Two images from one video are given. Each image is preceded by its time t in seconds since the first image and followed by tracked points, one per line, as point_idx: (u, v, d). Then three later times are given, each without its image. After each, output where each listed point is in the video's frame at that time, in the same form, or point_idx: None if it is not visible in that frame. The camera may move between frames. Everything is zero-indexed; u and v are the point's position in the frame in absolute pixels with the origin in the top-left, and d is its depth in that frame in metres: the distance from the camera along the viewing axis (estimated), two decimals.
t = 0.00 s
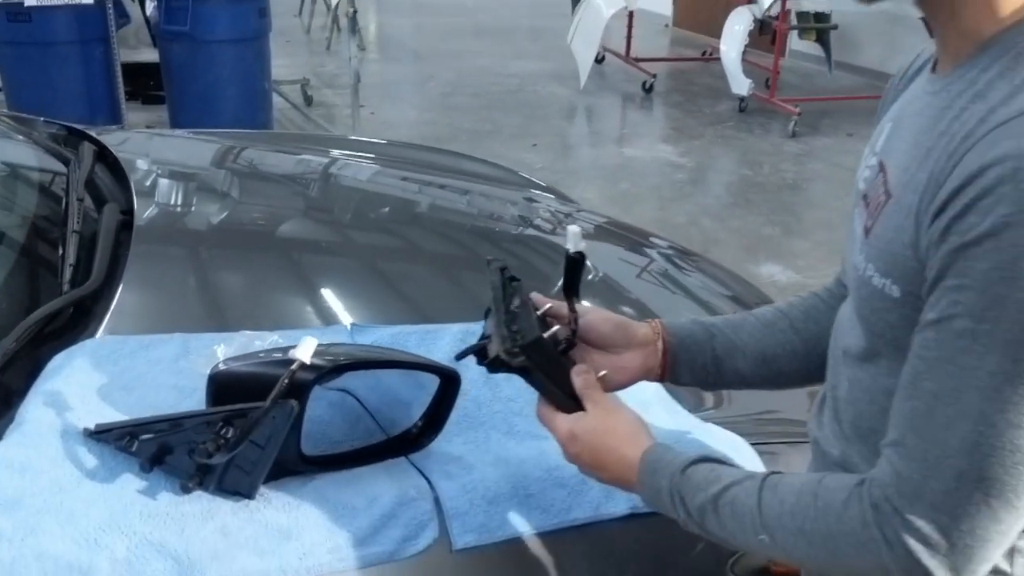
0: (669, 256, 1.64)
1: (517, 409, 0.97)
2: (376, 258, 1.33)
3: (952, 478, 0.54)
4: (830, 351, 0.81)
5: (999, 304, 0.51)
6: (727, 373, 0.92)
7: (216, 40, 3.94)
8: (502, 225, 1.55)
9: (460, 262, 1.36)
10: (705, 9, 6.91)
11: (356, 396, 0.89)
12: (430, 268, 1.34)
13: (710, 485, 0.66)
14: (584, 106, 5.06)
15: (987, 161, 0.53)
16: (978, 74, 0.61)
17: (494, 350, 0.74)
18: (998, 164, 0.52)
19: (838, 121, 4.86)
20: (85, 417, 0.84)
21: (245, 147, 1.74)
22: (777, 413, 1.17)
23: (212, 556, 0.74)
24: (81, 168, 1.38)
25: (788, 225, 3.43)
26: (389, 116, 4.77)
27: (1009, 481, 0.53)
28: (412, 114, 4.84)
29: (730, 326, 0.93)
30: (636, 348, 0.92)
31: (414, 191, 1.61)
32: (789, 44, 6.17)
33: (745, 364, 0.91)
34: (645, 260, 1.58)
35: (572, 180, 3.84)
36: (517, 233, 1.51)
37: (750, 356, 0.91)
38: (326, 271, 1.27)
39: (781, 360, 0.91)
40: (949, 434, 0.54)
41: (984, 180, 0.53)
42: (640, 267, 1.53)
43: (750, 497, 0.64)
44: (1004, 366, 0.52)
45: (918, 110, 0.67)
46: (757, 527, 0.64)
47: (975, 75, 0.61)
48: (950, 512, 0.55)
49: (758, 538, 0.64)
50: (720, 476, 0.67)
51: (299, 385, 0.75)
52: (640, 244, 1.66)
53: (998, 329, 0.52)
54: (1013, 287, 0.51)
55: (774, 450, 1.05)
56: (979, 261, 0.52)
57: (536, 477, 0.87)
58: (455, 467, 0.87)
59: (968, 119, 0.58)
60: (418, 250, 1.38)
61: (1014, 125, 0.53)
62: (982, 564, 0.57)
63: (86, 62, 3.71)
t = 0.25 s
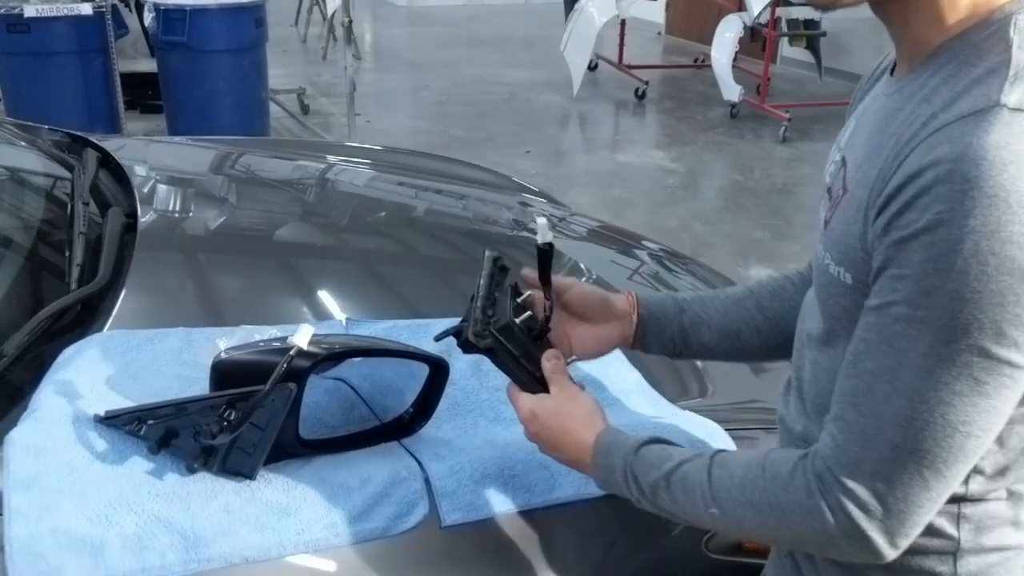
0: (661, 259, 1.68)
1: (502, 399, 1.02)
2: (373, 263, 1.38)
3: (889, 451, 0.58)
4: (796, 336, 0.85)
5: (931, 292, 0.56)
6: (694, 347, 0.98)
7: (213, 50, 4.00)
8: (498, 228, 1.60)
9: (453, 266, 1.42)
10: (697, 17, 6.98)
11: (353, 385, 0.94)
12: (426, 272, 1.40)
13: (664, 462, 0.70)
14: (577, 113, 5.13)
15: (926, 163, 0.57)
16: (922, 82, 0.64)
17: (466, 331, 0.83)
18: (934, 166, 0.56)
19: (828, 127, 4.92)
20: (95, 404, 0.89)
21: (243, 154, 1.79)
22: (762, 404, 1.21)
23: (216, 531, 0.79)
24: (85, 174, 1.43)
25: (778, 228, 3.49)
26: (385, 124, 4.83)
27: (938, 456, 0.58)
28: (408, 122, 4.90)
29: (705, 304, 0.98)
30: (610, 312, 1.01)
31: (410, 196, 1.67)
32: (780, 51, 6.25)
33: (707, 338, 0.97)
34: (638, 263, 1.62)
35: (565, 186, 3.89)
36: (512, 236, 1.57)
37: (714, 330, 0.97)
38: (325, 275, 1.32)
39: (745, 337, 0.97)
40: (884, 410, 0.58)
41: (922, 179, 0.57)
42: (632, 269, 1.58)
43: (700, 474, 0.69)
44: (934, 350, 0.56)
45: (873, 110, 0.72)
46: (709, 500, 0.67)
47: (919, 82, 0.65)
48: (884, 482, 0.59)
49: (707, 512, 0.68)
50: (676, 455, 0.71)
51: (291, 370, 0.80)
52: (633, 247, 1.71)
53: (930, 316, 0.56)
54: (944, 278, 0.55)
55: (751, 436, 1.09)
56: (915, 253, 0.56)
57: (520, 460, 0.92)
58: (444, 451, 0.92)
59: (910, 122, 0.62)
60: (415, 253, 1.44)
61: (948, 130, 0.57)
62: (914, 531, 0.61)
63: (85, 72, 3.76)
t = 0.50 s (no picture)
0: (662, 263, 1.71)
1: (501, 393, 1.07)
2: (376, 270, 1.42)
3: (812, 420, 0.64)
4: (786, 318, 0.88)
5: (874, 276, 0.60)
6: (671, 290, 1.08)
7: (218, 61, 4.06)
8: (500, 233, 1.63)
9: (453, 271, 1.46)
10: (696, 26, 7.05)
11: (358, 377, 1.01)
12: (429, 278, 1.44)
13: (591, 425, 0.76)
14: (578, 122, 5.18)
15: (888, 161, 0.61)
16: (901, 89, 0.68)
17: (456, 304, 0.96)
18: (899, 162, 0.60)
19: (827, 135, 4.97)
20: (115, 398, 0.93)
21: (247, 161, 1.84)
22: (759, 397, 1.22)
23: (231, 516, 0.83)
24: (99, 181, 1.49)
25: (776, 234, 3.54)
26: (388, 134, 4.88)
27: (850, 429, 0.63)
28: (410, 132, 4.96)
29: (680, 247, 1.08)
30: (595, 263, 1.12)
31: (412, 203, 1.71)
32: (779, 60, 6.31)
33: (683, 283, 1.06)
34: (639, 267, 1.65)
35: (566, 194, 3.94)
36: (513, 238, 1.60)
37: (690, 276, 1.06)
38: (327, 281, 1.37)
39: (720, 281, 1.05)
40: (813, 379, 0.63)
41: (885, 174, 0.61)
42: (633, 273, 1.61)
43: (622, 438, 0.74)
44: (867, 331, 0.61)
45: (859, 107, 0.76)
46: (629, 462, 0.73)
47: (898, 89, 0.68)
48: (804, 447, 0.64)
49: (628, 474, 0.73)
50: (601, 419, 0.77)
51: (303, 366, 0.85)
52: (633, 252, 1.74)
53: (870, 298, 0.60)
54: (886, 266, 0.60)
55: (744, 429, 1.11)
56: (866, 237, 0.61)
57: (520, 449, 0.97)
58: (447, 441, 0.97)
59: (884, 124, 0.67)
60: (416, 259, 1.49)
61: (913, 134, 0.61)
62: (820, 498, 0.67)
63: (92, 83, 3.82)
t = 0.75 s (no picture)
0: (661, 290, 1.75)
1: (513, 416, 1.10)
2: (377, 297, 1.41)
3: (805, 430, 0.69)
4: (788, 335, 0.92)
5: (859, 295, 0.66)
6: (726, 343, 1.16)
7: (219, 97, 4.11)
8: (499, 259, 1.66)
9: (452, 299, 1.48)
10: (690, 58, 7.14)
11: (372, 402, 1.03)
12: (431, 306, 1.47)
13: (608, 446, 0.84)
14: (575, 153, 5.24)
15: (872, 186, 0.66)
16: (892, 115, 0.73)
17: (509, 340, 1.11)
18: (881, 188, 0.66)
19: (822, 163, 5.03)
20: (139, 424, 0.96)
21: (248, 194, 1.88)
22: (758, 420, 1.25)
23: (254, 536, 0.85)
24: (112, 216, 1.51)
25: (774, 261, 3.58)
26: (387, 167, 4.94)
27: (843, 440, 0.68)
28: (410, 165, 5.01)
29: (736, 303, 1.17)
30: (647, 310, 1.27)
31: (412, 233, 1.73)
32: (773, 90, 6.39)
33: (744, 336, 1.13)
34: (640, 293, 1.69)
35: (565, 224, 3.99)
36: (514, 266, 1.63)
37: (748, 328, 1.13)
38: (324, 308, 1.36)
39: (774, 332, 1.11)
40: (807, 390, 0.69)
41: (869, 200, 0.66)
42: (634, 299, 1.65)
43: (637, 455, 0.82)
44: (855, 346, 0.66)
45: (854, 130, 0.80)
46: (644, 478, 0.81)
47: (889, 116, 0.73)
48: (799, 456, 0.70)
49: (644, 489, 0.81)
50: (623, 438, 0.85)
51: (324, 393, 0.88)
52: (633, 279, 1.78)
53: (856, 316, 0.66)
54: (869, 286, 0.65)
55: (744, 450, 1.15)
56: (850, 258, 0.66)
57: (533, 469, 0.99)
58: (461, 462, 0.99)
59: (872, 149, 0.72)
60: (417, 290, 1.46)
61: (897, 161, 0.66)
62: (820, 503, 0.72)
63: (96, 120, 3.87)
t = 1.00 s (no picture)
0: (639, 320, 1.80)
1: (511, 445, 1.12)
2: (349, 334, 1.44)
3: (787, 446, 0.75)
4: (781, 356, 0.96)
5: (830, 325, 0.71)
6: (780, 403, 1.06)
7: (196, 138, 4.13)
8: (477, 294, 1.71)
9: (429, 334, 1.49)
10: (659, 95, 7.27)
11: (373, 432, 1.02)
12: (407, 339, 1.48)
13: (637, 445, 0.89)
14: (549, 190, 5.30)
15: (844, 224, 0.72)
16: (874, 154, 0.77)
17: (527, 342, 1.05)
18: (851, 226, 0.71)
19: (791, 196, 5.13)
20: (145, 458, 0.97)
21: (224, 233, 1.90)
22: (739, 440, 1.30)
23: (264, 567, 0.87)
24: (103, 254, 1.52)
25: (747, 293, 3.64)
26: (363, 205, 4.96)
27: (822, 456, 0.74)
28: (385, 203, 5.04)
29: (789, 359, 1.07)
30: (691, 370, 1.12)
31: (388, 266, 1.77)
32: (740, 126, 6.52)
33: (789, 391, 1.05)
34: (618, 324, 1.74)
35: (541, 259, 4.03)
36: (493, 301, 1.68)
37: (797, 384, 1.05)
38: (301, 349, 1.38)
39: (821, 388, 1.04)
40: (789, 409, 0.75)
41: (840, 237, 0.71)
42: (614, 331, 1.69)
43: (655, 455, 0.87)
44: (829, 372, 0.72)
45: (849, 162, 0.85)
46: (662, 475, 0.86)
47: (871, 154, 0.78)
48: (781, 470, 0.76)
49: (662, 485, 0.87)
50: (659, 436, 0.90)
51: (330, 426, 0.89)
52: (611, 309, 1.82)
53: (828, 344, 0.72)
54: (840, 318, 0.70)
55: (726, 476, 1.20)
56: (823, 291, 0.72)
57: (534, 496, 1.01)
58: (463, 492, 1.01)
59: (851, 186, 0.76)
60: (390, 326, 1.50)
61: (866, 201, 0.71)
62: (809, 513, 0.78)
63: (73, 163, 3.87)
